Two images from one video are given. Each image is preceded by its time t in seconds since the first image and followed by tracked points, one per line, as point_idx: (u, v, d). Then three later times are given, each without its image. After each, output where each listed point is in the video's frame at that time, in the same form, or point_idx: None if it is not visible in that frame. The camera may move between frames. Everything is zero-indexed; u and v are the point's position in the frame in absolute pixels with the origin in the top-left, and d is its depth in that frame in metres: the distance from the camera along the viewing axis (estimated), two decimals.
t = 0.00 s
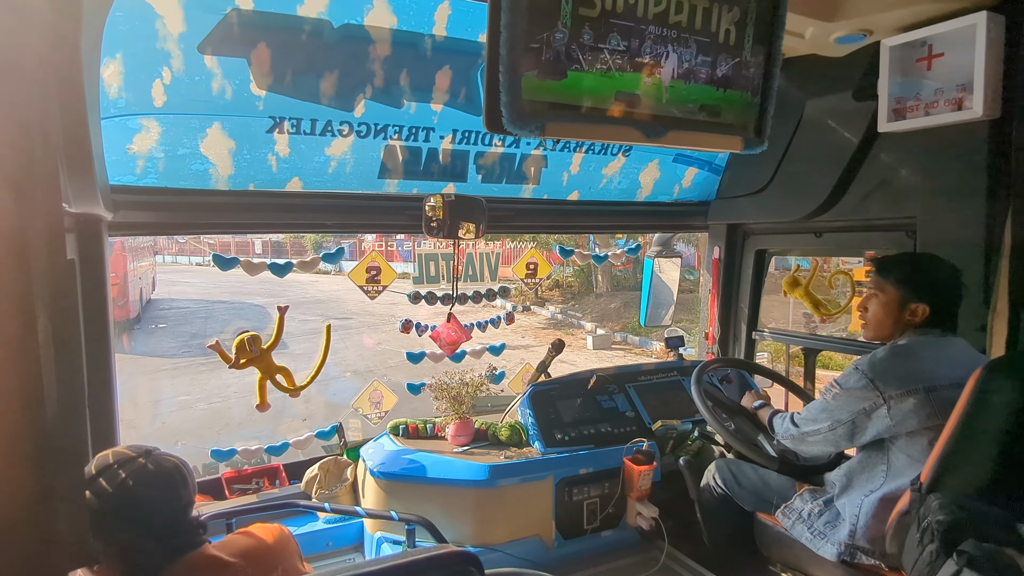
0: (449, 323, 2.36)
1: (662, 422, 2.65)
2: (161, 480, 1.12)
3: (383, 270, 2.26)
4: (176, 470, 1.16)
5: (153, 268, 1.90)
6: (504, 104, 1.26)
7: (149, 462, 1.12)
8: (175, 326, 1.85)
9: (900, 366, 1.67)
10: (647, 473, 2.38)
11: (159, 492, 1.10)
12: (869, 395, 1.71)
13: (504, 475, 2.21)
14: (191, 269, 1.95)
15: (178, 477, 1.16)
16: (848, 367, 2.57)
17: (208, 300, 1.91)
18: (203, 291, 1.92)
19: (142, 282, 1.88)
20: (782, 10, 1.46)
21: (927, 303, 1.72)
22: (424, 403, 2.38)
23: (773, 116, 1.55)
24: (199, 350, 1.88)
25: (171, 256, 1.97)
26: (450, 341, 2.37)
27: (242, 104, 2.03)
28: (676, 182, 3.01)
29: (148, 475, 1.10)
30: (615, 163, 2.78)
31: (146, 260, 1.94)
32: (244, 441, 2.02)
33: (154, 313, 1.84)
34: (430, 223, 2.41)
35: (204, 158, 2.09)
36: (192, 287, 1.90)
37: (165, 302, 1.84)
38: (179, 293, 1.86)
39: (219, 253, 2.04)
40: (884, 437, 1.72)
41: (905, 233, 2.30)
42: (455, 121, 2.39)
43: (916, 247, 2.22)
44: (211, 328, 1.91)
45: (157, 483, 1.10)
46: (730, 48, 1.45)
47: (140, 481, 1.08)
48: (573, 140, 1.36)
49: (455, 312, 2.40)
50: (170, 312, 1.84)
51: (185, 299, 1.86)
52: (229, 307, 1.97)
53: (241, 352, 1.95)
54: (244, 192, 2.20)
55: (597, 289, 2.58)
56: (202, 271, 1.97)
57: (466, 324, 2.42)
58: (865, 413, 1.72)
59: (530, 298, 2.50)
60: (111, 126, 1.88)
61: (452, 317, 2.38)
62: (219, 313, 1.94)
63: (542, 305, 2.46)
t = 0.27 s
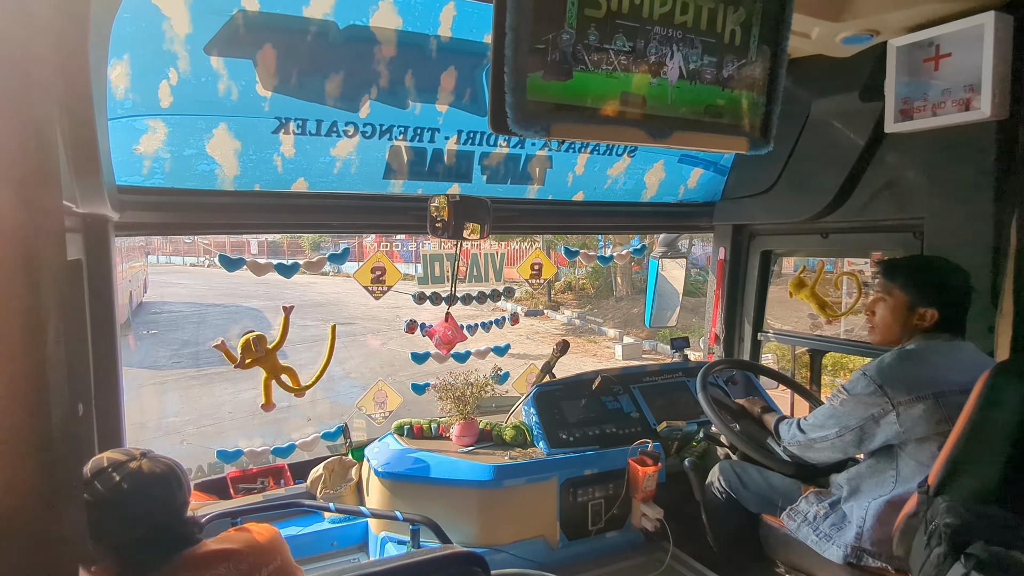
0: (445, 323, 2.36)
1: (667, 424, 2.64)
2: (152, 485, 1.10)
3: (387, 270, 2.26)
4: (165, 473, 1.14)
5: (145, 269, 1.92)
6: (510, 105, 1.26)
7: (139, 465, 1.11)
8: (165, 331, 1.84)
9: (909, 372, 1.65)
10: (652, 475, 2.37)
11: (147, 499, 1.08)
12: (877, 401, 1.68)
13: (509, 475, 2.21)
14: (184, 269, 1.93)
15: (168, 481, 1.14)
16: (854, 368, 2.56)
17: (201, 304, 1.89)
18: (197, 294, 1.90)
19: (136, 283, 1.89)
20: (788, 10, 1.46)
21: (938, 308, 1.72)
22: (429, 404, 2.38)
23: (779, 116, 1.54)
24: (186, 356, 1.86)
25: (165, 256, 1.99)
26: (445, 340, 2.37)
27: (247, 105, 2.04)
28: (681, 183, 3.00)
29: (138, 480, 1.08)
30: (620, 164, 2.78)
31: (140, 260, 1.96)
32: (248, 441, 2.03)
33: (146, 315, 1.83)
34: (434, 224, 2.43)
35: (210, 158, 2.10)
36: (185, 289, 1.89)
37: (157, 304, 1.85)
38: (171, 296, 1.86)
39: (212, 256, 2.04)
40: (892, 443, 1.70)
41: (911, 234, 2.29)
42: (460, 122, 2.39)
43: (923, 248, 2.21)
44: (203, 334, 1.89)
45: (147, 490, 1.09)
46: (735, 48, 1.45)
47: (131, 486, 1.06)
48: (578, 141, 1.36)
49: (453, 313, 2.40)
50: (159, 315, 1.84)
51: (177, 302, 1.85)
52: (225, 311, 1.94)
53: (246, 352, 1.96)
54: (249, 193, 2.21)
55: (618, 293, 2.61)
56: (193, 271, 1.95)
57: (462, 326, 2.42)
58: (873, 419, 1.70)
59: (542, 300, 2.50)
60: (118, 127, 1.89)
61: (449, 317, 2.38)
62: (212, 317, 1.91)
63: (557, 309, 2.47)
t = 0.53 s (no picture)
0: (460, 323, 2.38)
1: (672, 426, 2.61)
2: (159, 484, 1.09)
3: (394, 270, 2.27)
4: (171, 470, 1.13)
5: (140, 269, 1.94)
6: (517, 108, 1.25)
7: (141, 464, 1.09)
8: (160, 332, 1.85)
9: (914, 376, 1.64)
10: (657, 479, 2.33)
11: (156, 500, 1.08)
12: (882, 405, 1.67)
13: (513, 478, 2.20)
14: (177, 270, 1.93)
15: (175, 477, 1.13)
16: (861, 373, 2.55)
17: (195, 308, 1.86)
18: (191, 297, 1.86)
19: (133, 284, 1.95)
20: (798, 13, 1.45)
21: (941, 312, 1.71)
22: (434, 405, 2.38)
23: (787, 119, 1.54)
24: (179, 362, 1.85)
25: (160, 256, 2.00)
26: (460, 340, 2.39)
27: (255, 106, 2.04)
28: (688, 186, 2.99)
29: (143, 481, 1.07)
30: (627, 166, 2.77)
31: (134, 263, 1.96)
32: (255, 441, 2.01)
33: (141, 318, 1.87)
34: (441, 225, 2.43)
35: (218, 159, 2.11)
36: (180, 291, 1.87)
37: (150, 307, 1.86)
38: (166, 298, 1.87)
39: (207, 258, 2.03)
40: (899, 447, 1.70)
41: (920, 238, 2.27)
42: (466, 124, 2.39)
43: (931, 252, 2.20)
44: (198, 337, 1.87)
45: (155, 491, 1.08)
46: (744, 51, 1.44)
47: (133, 489, 1.06)
48: (587, 144, 1.36)
49: (466, 314, 2.41)
50: (154, 317, 1.85)
51: (172, 305, 1.86)
52: (220, 315, 1.90)
53: (252, 353, 1.96)
54: (257, 194, 2.22)
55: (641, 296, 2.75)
56: (189, 272, 1.92)
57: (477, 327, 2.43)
58: (879, 424, 1.69)
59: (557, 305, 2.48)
60: (126, 127, 1.90)
61: (461, 318, 2.39)
62: (206, 322, 1.88)
63: (572, 315, 2.46)
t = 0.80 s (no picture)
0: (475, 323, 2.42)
1: (675, 428, 2.60)
2: (158, 486, 1.09)
3: (398, 270, 2.29)
4: (170, 474, 1.13)
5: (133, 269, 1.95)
6: (519, 106, 1.25)
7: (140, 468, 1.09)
8: (156, 336, 1.90)
9: (919, 376, 1.63)
10: (660, 479, 2.33)
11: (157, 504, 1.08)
12: (887, 405, 1.66)
13: (515, 478, 2.20)
14: (174, 271, 1.95)
15: (173, 482, 1.13)
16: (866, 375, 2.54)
17: (190, 313, 1.89)
18: (187, 301, 1.90)
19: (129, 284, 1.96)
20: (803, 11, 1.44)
21: (948, 311, 1.69)
22: (437, 405, 2.38)
23: (791, 119, 1.53)
24: (175, 364, 1.88)
25: (155, 256, 2.00)
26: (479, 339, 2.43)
27: (259, 105, 2.05)
28: (692, 186, 2.98)
29: (144, 485, 1.07)
30: (630, 166, 2.77)
31: (130, 262, 1.95)
32: (257, 440, 2.03)
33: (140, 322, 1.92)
34: (444, 225, 2.40)
35: (221, 158, 2.11)
36: (176, 294, 1.91)
37: (145, 310, 1.91)
38: (161, 302, 1.90)
39: (204, 257, 2.03)
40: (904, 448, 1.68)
41: (925, 239, 2.26)
42: (470, 124, 2.39)
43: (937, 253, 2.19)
44: (194, 341, 1.90)
45: (155, 493, 1.08)
46: (748, 50, 1.44)
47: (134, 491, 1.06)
48: (590, 143, 1.36)
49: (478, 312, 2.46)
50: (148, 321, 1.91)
51: (166, 309, 1.90)
52: (215, 320, 1.92)
53: (254, 352, 1.96)
54: (260, 193, 2.22)
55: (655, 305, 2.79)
56: (185, 274, 1.94)
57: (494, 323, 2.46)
58: (884, 424, 1.67)
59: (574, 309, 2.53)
60: (131, 126, 1.91)
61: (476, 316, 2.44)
62: (201, 327, 1.90)
63: (590, 319, 2.55)
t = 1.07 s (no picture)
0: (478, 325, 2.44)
1: (680, 428, 2.57)
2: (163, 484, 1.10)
3: (402, 271, 2.31)
4: (172, 473, 1.14)
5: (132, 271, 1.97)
6: (524, 108, 1.25)
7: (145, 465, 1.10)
8: (156, 338, 1.92)
9: (926, 379, 1.63)
10: (665, 479, 2.35)
11: (158, 500, 1.08)
12: (893, 408, 1.66)
13: (520, 478, 2.20)
14: (171, 272, 1.96)
15: (173, 480, 1.14)
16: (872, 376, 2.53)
17: (184, 316, 1.89)
18: (182, 304, 1.89)
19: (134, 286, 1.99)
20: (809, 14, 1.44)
21: (957, 314, 1.68)
22: (442, 406, 2.39)
23: (797, 121, 1.53)
24: (172, 367, 1.88)
25: (153, 256, 2.01)
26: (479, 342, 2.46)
27: (265, 107, 2.06)
28: (697, 186, 2.98)
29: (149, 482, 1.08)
30: (635, 167, 2.76)
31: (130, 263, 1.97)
32: (264, 439, 2.04)
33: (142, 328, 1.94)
34: (450, 226, 2.44)
35: (228, 159, 2.12)
36: (171, 296, 1.91)
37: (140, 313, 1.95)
38: (157, 304, 1.92)
39: (202, 258, 2.06)
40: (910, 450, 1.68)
41: (932, 239, 2.25)
42: (474, 125, 2.40)
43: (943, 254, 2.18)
44: (190, 343, 1.90)
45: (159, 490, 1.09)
46: (753, 52, 1.44)
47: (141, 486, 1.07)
48: (595, 145, 1.36)
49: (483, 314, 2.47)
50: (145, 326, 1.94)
51: (160, 313, 1.91)
52: (213, 324, 1.91)
53: (260, 353, 1.98)
54: (266, 194, 2.23)
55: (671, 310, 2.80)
56: (182, 275, 1.95)
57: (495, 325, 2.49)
58: (891, 426, 1.67)
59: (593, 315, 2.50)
60: (138, 128, 1.92)
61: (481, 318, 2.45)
62: (196, 330, 1.90)
63: (611, 325, 2.47)
